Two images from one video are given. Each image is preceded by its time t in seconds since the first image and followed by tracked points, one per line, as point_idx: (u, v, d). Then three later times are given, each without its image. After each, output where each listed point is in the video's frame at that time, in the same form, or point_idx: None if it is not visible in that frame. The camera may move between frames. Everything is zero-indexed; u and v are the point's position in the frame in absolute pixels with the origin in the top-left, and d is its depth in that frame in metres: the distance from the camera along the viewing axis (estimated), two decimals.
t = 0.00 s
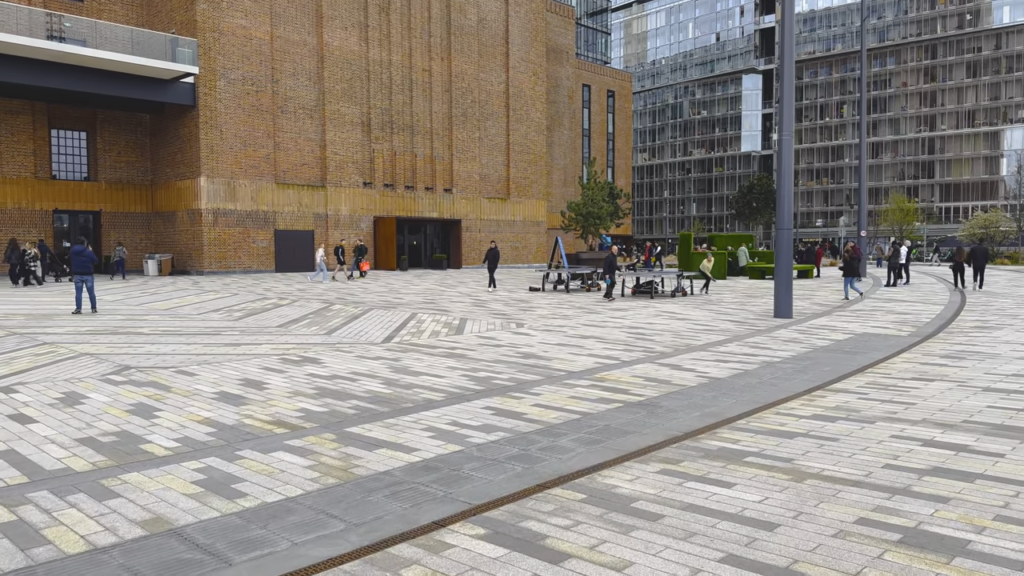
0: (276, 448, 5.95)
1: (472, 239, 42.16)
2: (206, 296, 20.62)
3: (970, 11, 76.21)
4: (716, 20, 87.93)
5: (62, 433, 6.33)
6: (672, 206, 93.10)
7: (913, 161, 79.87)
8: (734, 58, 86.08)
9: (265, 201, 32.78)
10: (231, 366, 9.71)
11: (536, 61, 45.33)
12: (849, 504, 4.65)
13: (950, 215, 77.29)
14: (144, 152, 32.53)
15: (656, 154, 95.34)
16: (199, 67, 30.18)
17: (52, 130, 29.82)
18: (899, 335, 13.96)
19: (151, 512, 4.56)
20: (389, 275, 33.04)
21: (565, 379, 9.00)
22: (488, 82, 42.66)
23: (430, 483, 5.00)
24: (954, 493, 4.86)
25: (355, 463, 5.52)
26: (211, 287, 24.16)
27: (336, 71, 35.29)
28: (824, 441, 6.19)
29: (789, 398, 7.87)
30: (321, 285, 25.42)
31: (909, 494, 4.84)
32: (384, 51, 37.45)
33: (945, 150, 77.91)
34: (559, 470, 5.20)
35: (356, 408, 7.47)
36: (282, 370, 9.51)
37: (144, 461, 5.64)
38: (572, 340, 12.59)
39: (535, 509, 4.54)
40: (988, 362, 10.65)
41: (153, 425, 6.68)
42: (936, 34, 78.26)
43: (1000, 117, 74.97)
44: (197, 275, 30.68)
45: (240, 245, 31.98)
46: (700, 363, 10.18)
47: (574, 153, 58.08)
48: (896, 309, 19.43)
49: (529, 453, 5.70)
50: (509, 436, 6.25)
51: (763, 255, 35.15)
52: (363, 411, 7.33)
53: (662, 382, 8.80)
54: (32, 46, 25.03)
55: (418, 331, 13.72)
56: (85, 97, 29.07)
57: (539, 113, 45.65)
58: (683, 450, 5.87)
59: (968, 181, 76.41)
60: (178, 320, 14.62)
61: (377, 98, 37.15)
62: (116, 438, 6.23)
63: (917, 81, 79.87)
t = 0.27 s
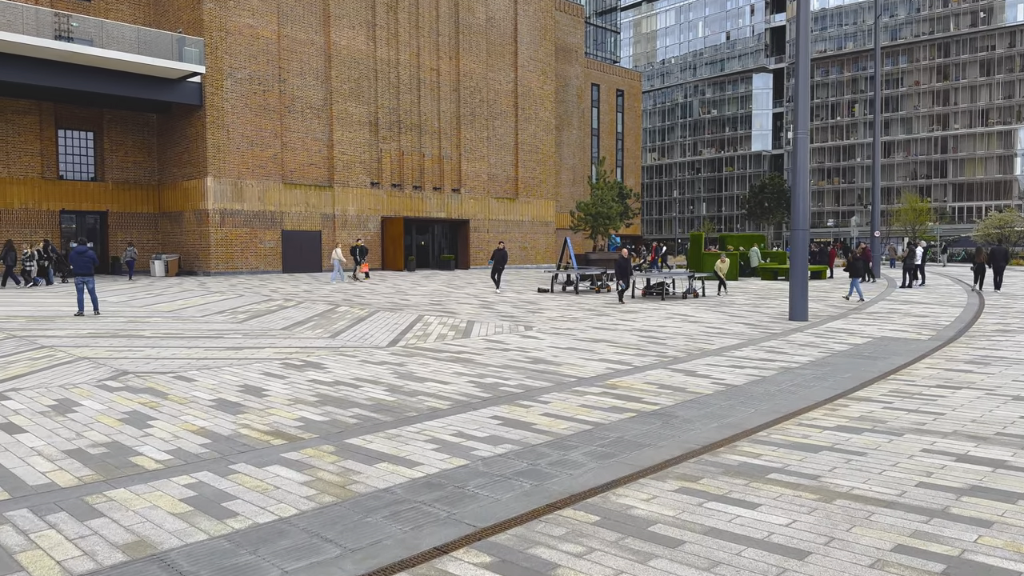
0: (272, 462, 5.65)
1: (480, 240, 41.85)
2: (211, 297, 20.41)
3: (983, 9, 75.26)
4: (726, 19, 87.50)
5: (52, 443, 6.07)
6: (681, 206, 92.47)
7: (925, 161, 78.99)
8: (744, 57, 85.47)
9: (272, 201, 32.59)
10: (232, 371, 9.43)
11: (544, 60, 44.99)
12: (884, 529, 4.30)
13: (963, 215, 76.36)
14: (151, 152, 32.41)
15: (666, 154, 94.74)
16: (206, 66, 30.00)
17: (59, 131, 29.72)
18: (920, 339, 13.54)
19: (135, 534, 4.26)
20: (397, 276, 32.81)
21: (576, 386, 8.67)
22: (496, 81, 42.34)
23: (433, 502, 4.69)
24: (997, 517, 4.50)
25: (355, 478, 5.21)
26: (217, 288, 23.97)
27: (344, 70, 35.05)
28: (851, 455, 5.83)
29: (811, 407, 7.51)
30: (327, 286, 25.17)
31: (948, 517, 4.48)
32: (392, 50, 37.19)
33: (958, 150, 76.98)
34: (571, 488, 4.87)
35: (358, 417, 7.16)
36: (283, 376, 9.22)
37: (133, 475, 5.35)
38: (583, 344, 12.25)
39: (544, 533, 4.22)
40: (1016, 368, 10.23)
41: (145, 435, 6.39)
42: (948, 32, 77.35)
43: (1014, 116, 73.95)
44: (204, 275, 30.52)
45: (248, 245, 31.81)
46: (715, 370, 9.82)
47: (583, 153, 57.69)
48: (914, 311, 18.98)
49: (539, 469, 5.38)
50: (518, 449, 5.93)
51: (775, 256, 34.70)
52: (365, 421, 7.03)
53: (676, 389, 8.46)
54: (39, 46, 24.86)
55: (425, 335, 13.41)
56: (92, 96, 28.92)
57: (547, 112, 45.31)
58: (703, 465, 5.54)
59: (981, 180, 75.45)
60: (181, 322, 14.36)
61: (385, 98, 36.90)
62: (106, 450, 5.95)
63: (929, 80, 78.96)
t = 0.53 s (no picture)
0: (272, 472, 5.37)
1: (488, 239, 41.58)
2: (218, 298, 20.21)
3: (996, 7, 74.24)
4: (736, 17, 87.20)
5: (44, 451, 5.81)
6: (690, 206, 91.88)
7: (938, 160, 78.14)
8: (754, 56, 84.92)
9: (280, 200, 32.41)
10: (234, 374, 9.17)
11: (553, 58, 44.67)
12: (927, 550, 3.99)
13: (976, 215, 75.48)
14: (158, 152, 32.30)
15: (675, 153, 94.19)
16: (213, 65, 29.84)
17: (67, 130, 29.64)
18: (941, 341, 13.16)
19: (123, 552, 4.00)
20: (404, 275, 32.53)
21: (589, 390, 8.36)
22: (505, 80, 42.03)
23: (442, 518, 4.40)
24: None
25: (359, 490, 4.93)
26: (224, 288, 23.78)
27: (352, 69, 34.84)
28: (884, 467, 5.51)
29: (836, 415, 7.17)
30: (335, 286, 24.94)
31: (996, 537, 4.16)
32: (400, 49, 36.96)
33: (971, 148, 76.07)
34: (588, 503, 4.58)
35: (363, 423, 6.88)
36: (287, 379, 8.96)
37: (126, 486, 5.09)
38: (595, 346, 11.94)
39: (561, 554, 3.93)
40: None
41: (142, 442, 6.13)
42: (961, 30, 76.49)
43: None
44: (211, 275, 30.36)
45: (255, 245, 31.64)
46: (732, 374, 9.50)
47: (592, 152, 57.34)
48: (932, 312, 18.57)
49: (554, 481, 5.08)
50: (530, 459, 5.63)
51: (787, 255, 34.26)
52: (371, 427, 6.75)
53: (694, 394, 8.15)
54: (45, 44, 24.69)
55: (433, 336, 13.13)
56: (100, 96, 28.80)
57: (556, 111, 45.01)
58: (727, 478, 5.24)
59: (993, 180, 74.52)
60: (185, 323, 14.14)
61: (393, 97, 36.68)
62: (100, 458, 5.69)
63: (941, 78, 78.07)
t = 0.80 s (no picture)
0: (272, 486, 5.12)
1: (496, 239, 41.31)
2: (225, 298, 20.02)
3: (1009, 4, 73.46)
4: (744, 16, 86.91)
5: (35, 462, 5.56)
6: (699, 205, 91.31)
7: (949, 159, 77.35)
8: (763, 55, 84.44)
9: (287, 200, 32.24)
10: (238, 379, 8.93)
11: (561, 57, 44.38)
12: None
13: (987, 215, 74.68)
14: (165, 151, 32.19)
15: (683, 152, 93.61)
16: (220, 64, 29.69)
17: (73, 130, 29.58)
18: (963, 345, 12.80)
19: None
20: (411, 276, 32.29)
21: (602, 397, 8.08)
22: (513, 79, 41.76)
23: (452, 539, 4.12)
24: None
25: (363, 507, 4.66)
26: (230, 289, 23.59)
27: (359, 68, 34.63)
28: (917, 482, 5.22)
29: (863, 425, 6.87)
30: (342, 287, 24.72)
31: None
32: (407, 48, 36.75)
33: (983, 148, 75.25)
34: (607, 523, 4.30)
35: (369, 432, 6.63)
36: (291, 384, 8.71)
37: (118, 500, 4.83)
38: (606, 349, 11.65)
39: None
40: None
41: (138, 452, 5.87)
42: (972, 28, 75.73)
43: None
44: (218, 276, 30.22)
45: (262, 245, 31.48)
46: (750, 380, 9.19)
47: (600, 151, 56.99)
48: (950, 314, 18.19)
49: (569, 497, 4.81)
50: (544, 472, 5.36)
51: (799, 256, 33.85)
52: (377, 436, 6.49)
53: (712, 401, 7.86)
54: (51, 42, 24.49)
55: (440, 339, 12.87)
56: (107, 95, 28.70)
57: (564, 110, 44.72)
58: (752, 495, 4.95)
59: (1005, 179, 73.67)
60: (189, 325, 13.92)
61: (401, 96, 36.46)
62: (93, 470, 5.44)
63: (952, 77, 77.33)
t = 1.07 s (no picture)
0: (267, 502, 4.85)
1: (503, 239, 41.03)
2: (228, 299, 19.82)
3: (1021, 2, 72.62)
4: (753, 15, 86.31)
5: (21, 474, 5.30)
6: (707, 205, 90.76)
7: (960, 158, 76.55)
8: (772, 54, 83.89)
9: (293, 200, 32.05)
10: (237, 384, 8.67)
11: (569, 55, 44.05)
12: None
13: (999, 215, 73.85)
14: (171, 151, 32.07)
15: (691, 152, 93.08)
16: (225, 63, 29.51)
17: (79, 130, 29.49)
18: (983, 349, 12.44)
19: None
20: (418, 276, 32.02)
21: (613, 404, 7.80)
22: (520, 78, 41.47)
23: (455, 563, 3.86)
24: None
25: (362, 525, 4.40)
26: (234, 290, 23.39)
27: (365, 68, 34.41)
28: (950, 500, 4.91)
29: (887, 436, 6.56)
30: (347, 288, 24.48)
31: None
32: (414, 47, 36.51)
33: (994, 147, 74.41)
34: (621, 547, 4.01)
35: (371, 442, 6.37)
36: (292, 390, 8.47)
37: (104, 517, 4.58)
38: (616, 353, 11.36)
39: None
40: None
41: (129, 463, 5.62)
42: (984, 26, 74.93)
43: None
44: (224, 276, 30.07)
45: (268, 246, 31.31)
46: (766, 387, 8.89)
47: (607, 151, 56.64)
48: (967, 316, 17.79)
49: (580, 516, 4.53)
50: (553, 487, 5.08)
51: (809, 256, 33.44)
52: (378, 446, 6.22)
53: (727, 409, 7.56)
54: (56, 42, 24.25)
55: (446, 342, 12.60)
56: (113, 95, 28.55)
57: (572, 109, 44.39)
58: (774, 514, 4.66)
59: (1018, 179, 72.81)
60: (191, 327, 13.69)
61: (407, 95, 36.23)
62: (80, 483, 5.17)
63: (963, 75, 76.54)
